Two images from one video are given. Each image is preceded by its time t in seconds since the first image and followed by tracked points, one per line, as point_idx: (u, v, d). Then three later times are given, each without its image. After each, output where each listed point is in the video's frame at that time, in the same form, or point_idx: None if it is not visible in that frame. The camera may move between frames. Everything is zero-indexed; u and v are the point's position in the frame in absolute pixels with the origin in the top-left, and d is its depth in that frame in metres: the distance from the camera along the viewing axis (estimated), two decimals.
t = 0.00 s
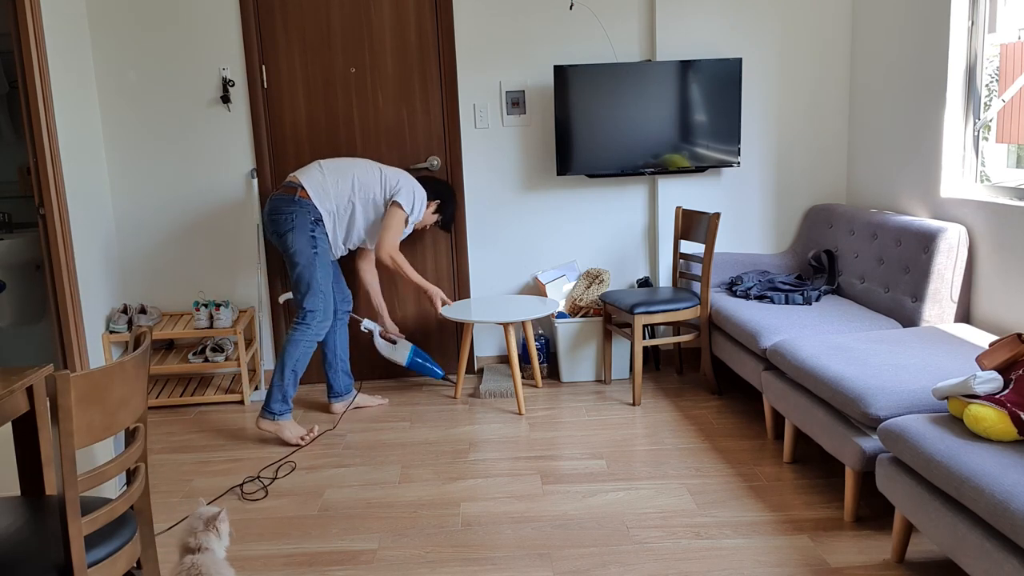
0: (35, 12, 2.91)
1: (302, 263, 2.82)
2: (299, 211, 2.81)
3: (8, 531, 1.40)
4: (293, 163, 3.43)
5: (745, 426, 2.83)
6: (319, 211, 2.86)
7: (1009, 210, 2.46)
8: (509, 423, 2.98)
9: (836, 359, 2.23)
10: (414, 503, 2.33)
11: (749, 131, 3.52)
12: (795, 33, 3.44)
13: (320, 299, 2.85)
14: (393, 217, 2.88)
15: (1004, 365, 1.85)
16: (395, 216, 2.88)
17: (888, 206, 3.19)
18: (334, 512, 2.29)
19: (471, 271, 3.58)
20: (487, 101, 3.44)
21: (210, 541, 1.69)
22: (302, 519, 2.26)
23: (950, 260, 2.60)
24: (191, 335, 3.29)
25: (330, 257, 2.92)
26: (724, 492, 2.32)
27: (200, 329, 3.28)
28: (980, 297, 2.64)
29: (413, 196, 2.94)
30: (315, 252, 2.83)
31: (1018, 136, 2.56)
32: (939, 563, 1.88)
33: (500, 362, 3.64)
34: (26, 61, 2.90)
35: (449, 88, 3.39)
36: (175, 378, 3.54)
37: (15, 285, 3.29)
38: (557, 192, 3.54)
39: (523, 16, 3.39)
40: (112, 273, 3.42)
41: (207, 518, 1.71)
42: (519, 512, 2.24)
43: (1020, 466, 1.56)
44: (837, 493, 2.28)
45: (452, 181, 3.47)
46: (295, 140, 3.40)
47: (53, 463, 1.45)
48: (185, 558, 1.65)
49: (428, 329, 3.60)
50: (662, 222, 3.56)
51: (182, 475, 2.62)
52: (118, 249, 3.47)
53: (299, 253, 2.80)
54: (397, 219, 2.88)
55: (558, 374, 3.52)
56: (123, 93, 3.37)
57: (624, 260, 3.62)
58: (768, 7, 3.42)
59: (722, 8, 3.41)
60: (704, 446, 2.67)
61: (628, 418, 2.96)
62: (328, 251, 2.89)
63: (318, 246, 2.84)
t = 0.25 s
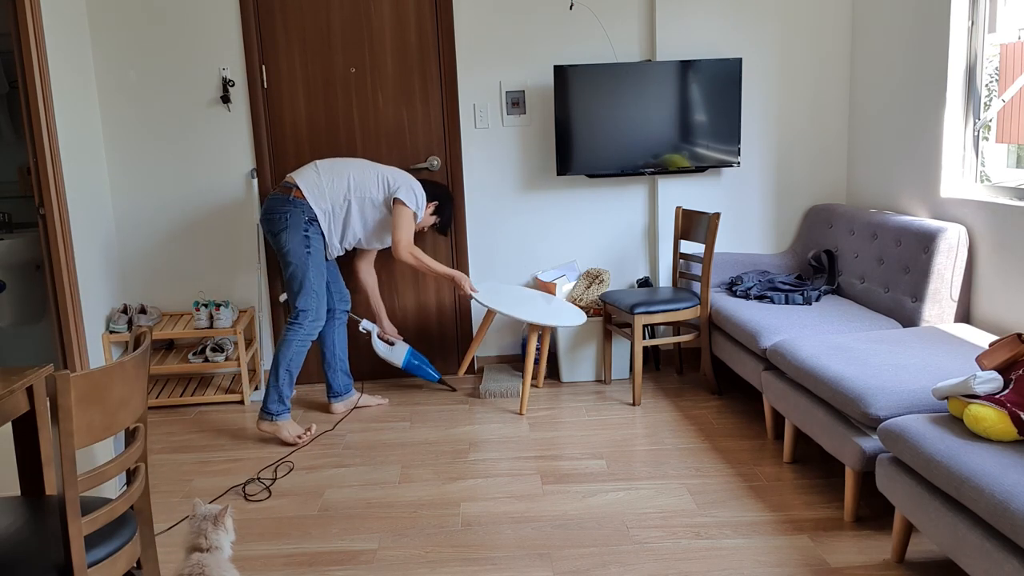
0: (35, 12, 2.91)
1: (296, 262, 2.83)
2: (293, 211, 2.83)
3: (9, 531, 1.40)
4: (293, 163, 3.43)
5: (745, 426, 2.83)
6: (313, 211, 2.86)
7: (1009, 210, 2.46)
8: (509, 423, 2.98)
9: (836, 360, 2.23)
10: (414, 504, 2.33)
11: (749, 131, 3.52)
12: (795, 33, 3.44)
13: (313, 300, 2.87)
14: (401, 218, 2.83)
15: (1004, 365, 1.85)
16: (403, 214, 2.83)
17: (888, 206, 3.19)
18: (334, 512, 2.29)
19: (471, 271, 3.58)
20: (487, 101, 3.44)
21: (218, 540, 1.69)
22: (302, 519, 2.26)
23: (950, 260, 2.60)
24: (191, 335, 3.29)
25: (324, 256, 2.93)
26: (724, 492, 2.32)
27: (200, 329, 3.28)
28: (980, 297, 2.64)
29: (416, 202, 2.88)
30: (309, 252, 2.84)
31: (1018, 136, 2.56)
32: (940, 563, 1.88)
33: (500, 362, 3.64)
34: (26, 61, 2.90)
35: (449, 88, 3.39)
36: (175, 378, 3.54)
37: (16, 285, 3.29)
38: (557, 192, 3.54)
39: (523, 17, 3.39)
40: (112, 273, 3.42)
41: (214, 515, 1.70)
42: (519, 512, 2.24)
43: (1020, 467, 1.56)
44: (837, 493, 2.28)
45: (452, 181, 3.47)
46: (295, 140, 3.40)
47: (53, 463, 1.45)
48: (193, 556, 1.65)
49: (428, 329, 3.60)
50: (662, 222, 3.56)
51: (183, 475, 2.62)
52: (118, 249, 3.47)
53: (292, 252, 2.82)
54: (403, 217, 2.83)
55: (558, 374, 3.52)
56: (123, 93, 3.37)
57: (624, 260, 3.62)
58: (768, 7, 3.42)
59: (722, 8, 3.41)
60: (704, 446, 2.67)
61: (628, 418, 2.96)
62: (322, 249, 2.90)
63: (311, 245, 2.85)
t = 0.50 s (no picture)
0: (35, 12, 2.91)
1: (294, 261, 2.84)
2: (291, 210, 2.83)
3: (8, 531, 1.41)
4: (293, 163, 3.43)
5: (745, 426, 2.83)
6: (312, 209, 2.87)
7: (1009, 210, 2.46)
8: (509, 422, 2.98)
9: (836, 360, 2.23)
10: (414, 504, 2.33)
11: (749, 131, 3.52)
12: (795, 33, 3.44)
13: (312, 299, 2.86)
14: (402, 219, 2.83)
15: (1004, 365, 1.85)
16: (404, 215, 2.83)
17: (888, 206, 3.19)
18: (334, 512, 2.29)
19: (471, 271, 3.58)
20: (487, 101, 3.44)
21: (213, 541, 1.69)
22: (302, 519, 2.26)
23: (950, 260, 2.60)
24: (191, 335, 3.29)
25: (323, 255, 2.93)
26: (724, 492, 2.32)
27: (200, 329, 3.28)
28: (980, 297, 2.64)
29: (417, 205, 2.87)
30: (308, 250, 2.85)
31: (1018, 136, 2.56)
32: (940, 563, 1.88)
33: (500, 362, 3.64)
34: (27, 62, 2.90)
35: (449, 88, 3.39)
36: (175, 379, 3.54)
37: (16, 286, 3.29)
38: (557, 192, 3.54)
39: (523, 17, 3.39)
40: (112, 273, 3.42)
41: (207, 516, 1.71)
42: (519, 512, 2.24)
43: (1020, 466, 1.56)
44: (837, 493, 2.28)
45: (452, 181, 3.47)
46: (295, 140, 3.40)
47: (53, 463, 1.45)
48: (189, 558, 1.65)
49: (428, 329, 3.60)
50: (662, 222, 3.56)
51: (183, 475, 2.62)
52: (118, 249, 3.47)
53: (290, 250, 2.83)
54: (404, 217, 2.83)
55: (558, 374, 3.52)
56: (123, 93, 3.37)
57: (624, 260, 3.62)
58: (769, 7, 3.42)
59: (722, 8, 3.41)
60: (704, 446, 2.67)
61: (628, 418, 2.96)
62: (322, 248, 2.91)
63: (309, 244, 2.86)
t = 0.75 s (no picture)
0: (35, 12, 2.91)
1: (283, 265, 2.84)
2: (280, 214, 2.83)
3: (8, 531, 1.40)
4: (293, 163, 3.43)
5: (745, 426, 2.83)
6: (301, 213, 2.86)
7: (1009, 210, 2.46)
8: (509, 422, 2.98)
9: (836, 360, 2.23)
10: (414, 504, 2.33)
11: (749, 131, 3.52)
12: (795, 33, 3.44)
13: (298, 304, 2.86)
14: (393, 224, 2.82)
15: (1004, 365, 1.86)
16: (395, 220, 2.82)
17: (888, 206, 3.19)
18: (334, 512, 2.29)
19: (471, 271, 3.58)
20: (487, 101, 3.44)
21: (211, 541, 1.68)
22: (302, 519, 2.26)
23: (950, 260, 2.60)
24: (191, 335, 3.29)
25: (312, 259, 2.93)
26: (724, 492, 2.32)
27: (200, 330, 3.28)
28: (980, 297, 2.64)
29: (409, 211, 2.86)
30: (296, 254, 2.85)
31: (1018, 136, 2.56)
32: (940, 563, 1.88)
33: (501, 362, 3.64)
34: (26, 61, 2.90)
35: (449, 88, 3.39)
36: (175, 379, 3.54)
37: (16, 286, 3.29)
38: (557, 192, 3.54)
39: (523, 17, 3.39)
40: (112, 273, 3.42)
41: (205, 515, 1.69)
42: (519, 512, 2.24)
43: (1020, 467, 1.56)
44: (837, 493, 2.28)
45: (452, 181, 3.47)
46: (295, 140, 3.40)
47: (53, 463, 1.45)
48: (187, 559, 1.65)
49: (428, 329, 3.60)
50: (662, 222, 3.56)
51: (183, 475, 2.62)
52: (118, 249, 3.47)
53: (279, 254, 2.83)
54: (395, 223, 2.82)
55: (558, 374, 3.52)
56: (123, 93, 3.37)
57: (624, 260, 3.62)
58: (769, 7, 3.42)
59: (723, 8, 3.41)
60: (704, 446, 2.67)
61: (628, 418, 2.96)
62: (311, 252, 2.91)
63: (298, 248, 2.85)
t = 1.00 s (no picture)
0: (35, 12, 2.91)
1: (277, 264, 2.84)
2: (276, 213, 2.83)
3: (8, 531, 1.41)
4: (293, 163, 3.43)
5: (745, 426, 2.83)
6: (298, 212, 2.86)
7: (1009, 210, 2.46)
8: (509, 422, 2.98)
9: (835, 359, 2.23)
10: (414, 504, 2.33)
11: (749, 131, 3.52)
12: (795, 33, 3.44)
13: (291, 304, 2.86)
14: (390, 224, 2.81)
15: (1004, 365, 1.85)
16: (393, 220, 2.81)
17: (888, 206, 3.19)
18: (334, 512, 2.29)
19: (471, 271, 3.58)
20: (487, 101, 3.44)
21: (211, 541, 1.68)
22: (302, 519, 2.27)
23: (950, 260, 2.60)
24: (191, 335, 3.29)
25: (308, 259, 2.93)
26: (724, 492, 2.32)
27: (200, 330, 3.28)
28: (980, 296, 2.64)
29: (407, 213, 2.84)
30: (290, 254, 2.84)
31: (1018, 137, 2.56)
32: (940, 563, 1.88)
33: (501, 362, 3.64)
34: (26, 61, 2.90)
35: (449, 88, 3.39)
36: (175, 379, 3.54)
37: (16, 286, 3.29)
38: (557, 192, 3.54)
39: (523, 17, 3.39)
40: (112, 273, 3.43)
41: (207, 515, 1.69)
42: (519, 512, 2.24)
43: (1020, 467, 1.56)
44: (837, 493, 2.28)
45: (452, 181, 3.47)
46: (295, 140, 3.40)
47: (53, 463, 1.45)
48: (187, 559, 1.65)
49: (428, 329, 3.59)
50: (662, 222, 3.56)
51: (183, 475, 2.63)
52: (118, 249, 3.47)
53: (273, 253, 2.83)
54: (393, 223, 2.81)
55: (558, 374, 3.52)
56: (123, 93, 3.37)
57: (624, 260, 3.62)
58: (769, 7, 3.42)
59: (723, 8, 3.41)
60: (705, 446, 2.67)
61: (628, 418, 2.96)
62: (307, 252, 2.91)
63: (293, 248, 2.85)
